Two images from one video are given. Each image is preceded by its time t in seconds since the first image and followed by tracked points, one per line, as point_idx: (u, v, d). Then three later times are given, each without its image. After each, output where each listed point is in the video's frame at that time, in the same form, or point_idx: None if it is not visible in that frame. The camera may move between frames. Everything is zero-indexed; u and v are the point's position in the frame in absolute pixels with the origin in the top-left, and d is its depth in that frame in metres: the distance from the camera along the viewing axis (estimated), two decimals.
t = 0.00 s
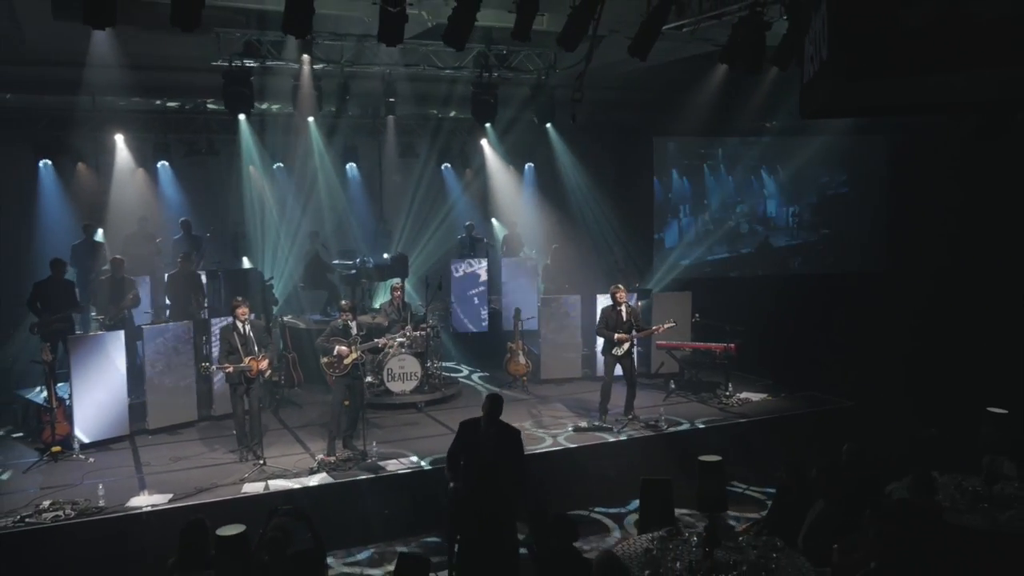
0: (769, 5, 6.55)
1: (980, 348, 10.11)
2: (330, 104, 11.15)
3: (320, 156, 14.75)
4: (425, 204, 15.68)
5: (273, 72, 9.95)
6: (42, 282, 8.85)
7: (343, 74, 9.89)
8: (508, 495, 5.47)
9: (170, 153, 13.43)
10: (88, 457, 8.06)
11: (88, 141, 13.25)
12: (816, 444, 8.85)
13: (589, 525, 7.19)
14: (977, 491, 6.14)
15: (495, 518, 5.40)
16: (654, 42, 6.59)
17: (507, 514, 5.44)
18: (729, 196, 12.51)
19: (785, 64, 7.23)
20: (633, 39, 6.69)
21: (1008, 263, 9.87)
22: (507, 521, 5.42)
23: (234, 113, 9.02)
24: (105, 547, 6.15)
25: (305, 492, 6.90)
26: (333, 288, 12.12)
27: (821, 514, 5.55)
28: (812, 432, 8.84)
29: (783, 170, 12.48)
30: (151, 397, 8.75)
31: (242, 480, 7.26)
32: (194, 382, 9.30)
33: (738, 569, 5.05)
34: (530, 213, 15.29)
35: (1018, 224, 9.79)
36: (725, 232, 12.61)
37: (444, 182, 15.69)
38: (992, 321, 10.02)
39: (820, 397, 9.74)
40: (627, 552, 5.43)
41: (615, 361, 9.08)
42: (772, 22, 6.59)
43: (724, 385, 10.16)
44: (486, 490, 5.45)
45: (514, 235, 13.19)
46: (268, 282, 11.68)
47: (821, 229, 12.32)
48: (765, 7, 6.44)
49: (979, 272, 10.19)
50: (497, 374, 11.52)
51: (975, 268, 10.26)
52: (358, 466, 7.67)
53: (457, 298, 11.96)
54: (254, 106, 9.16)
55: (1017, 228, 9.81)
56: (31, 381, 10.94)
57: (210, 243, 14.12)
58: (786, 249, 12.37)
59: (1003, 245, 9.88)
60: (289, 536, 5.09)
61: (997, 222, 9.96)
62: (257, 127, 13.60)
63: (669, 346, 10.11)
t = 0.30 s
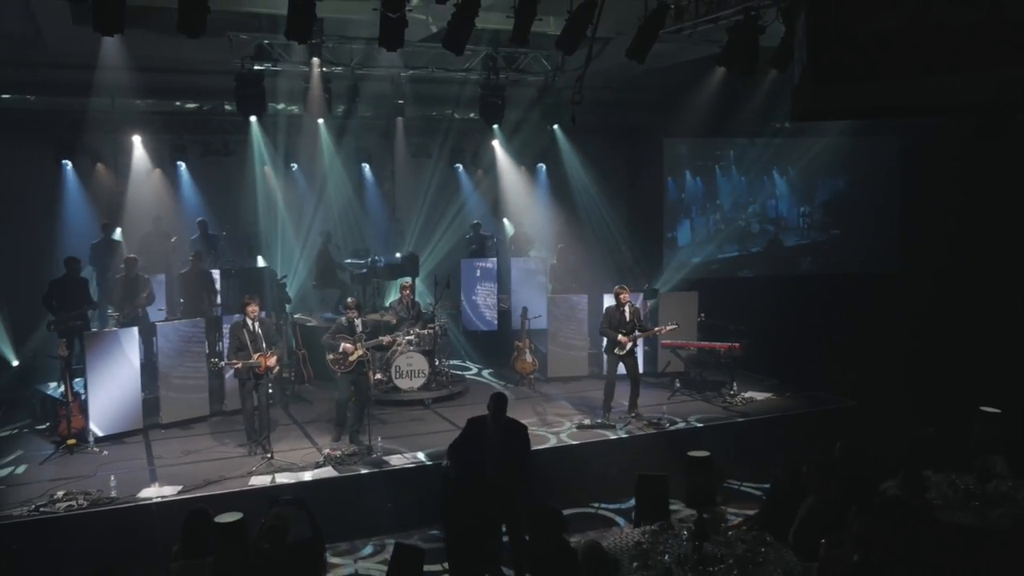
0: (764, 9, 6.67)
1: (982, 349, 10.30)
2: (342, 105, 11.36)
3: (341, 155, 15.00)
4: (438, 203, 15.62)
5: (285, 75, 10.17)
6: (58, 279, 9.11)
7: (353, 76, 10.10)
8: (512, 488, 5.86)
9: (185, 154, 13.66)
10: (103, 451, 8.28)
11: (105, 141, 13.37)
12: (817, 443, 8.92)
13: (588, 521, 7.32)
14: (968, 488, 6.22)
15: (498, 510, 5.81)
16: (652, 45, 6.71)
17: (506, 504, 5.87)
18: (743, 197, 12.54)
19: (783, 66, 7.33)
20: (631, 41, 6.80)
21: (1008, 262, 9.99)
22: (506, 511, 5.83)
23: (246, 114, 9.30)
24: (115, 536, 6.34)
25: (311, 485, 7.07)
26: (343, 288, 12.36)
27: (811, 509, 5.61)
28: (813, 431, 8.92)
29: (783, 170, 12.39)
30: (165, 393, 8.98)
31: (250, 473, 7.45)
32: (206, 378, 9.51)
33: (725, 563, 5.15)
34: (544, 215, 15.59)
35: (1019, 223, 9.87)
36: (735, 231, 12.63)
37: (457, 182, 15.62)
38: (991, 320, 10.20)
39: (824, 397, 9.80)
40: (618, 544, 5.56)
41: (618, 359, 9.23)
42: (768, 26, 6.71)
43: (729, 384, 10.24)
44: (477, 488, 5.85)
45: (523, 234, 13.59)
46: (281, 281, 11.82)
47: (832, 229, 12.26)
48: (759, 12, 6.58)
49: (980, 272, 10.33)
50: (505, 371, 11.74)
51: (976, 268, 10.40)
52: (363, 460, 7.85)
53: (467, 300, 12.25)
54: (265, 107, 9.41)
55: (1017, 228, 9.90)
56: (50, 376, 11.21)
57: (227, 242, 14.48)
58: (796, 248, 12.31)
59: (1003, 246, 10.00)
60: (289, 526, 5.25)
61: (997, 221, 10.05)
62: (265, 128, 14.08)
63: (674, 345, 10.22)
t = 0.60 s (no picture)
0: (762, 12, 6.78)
1: (984, 349, 10.07)
2: (354, 107, 11.54)
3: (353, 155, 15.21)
4: (449, 203, 15.87)
5: (297, 77, 10.36)
6: (78, 278, 9.37)
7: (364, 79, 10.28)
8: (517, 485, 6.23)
9: (204, 156, 13.94)
10: (119, 444, 8.52)
11: (125, 142, 13.72)
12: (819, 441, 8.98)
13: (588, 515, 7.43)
14: (962, 485, 6.32)
15: (505, 504, 6.30)
16: (652, 47, 6.82)
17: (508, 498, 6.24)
18: (756, 198, 12.88)
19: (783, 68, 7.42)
20: (631, 43, 6.92)
21: (1007, 263, 9.70)
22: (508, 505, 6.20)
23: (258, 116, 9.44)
24: (128, 525, 6.55)
25: (317, 478, 7.24)
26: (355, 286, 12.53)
27: (803, 505, 5.70)
28: (816, 430, 9.00)
29: (797, 171, 12.55)
30: (179, 389, 9.20)
31: (259, 466, 7.64)
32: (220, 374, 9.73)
33: (714, 555, 5.27)
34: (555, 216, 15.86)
35: (1018, 223, 9.57)
36: (748, 230, 13.00)
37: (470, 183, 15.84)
38: (991, 321, 9.96)
39: (828, 396, 9.85)
40: (612, 536, 5.70)
41: (622, 357, 9.35)
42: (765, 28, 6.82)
43: (735, 383, 10.32)
44: (477, 482, 5.70)
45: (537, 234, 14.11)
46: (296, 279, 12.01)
47: (844, 229, 12.29)
48: (756, 15, 6.69)
49: (980, 273, 10.11)
50: (514, 367, 11.91)
51: (976, 268, 10.18)
52: (370, 455, 8.02)
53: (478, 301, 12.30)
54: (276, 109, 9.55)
55: (1017, 229, 9.59)
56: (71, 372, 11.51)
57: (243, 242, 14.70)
58: (808, 248, 12.42)
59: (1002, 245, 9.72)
60: (291, 516, 5.42)
61: (997, 219, 9.80)
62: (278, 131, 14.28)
63: (681, 343, 10.33)
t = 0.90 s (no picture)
0: (761, 15, 6.90)
1: (982, 348, 10.00)
2: (368, 109, 11.78)
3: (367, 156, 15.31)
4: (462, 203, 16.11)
5: (313, 80, 10.60)
6: (102, 276, 9.67)
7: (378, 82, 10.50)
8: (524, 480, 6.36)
9: (224, 158, 14.24)
10: (137, 435, 8.80)
11: (148, 143, 14.07)
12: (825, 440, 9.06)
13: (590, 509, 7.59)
14: (958, 482, 6.38)
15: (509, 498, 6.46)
16: (652, 50, 6.97)
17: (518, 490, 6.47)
18: (774, 198, 12.98)
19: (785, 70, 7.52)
20: (632, 47, 7.07)
21: (1007, 263, 9.69)
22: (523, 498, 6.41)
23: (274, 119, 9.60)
24: (142, 513, 6.79)
25: (326, 469, 7.44)
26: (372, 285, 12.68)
27: (795, 499, 5.79)
28: (822, 428, 9.06)
29: (811, 172, 12.69)
30: (197, 383, 9.48)
31: (270, 458, 7.86)
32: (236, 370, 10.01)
33: (704, 547, 5.40)
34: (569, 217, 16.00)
35: (1018, 224, 9.56)
36: (765, 229, 13.14)
37: (484, 186, 16.09)
38: (990, 320, 9.92)
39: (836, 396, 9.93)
40: (608, 527, 5.84)
41: (629, 355, 9.52)
42: (764, 31, 6.94)
43: (743, 382, 10.43)
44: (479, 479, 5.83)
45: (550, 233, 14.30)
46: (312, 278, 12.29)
47: (859, 229, 12.27)
48: (755, 18, 6.81)
49: (980, 273, 10.11)
50: (525, 365, 12.05)
51: (976, 268, 10.19)
52: (378, 448, 8.23)
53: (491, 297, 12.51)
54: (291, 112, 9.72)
55: (1017, 228, 9.58)
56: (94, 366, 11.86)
57: (262, 241, 14.97)
58: (823, 247, 12.52)
59: (1002, 245, 9.71)
60: (295, 504, 5.62)
61: (999, 219, 9.79)
62: (293, 132, 14.25)
63: (689, 342, 10.48)
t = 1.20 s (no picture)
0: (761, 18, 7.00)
1: (982, 349, 10.02)
2: (380, 110, 11.98)
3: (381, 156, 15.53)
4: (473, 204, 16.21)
5: (327, 82, 10.81)
6: (122, 273, 9.91)
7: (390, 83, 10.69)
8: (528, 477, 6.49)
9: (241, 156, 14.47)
10: (154, 428, 9.04)
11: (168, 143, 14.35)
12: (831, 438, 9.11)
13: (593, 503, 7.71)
14: (954, 478, 6.44)
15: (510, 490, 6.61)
16: (654, 52, 7.09)
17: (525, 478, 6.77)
18: (789, 199, 13.16)
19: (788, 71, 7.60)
20: (635, 49, 7.20)
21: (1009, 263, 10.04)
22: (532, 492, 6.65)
23: (288, 119, 9.82)
24: (155, 502, 7.00)
25: (334, 461, 7.62)
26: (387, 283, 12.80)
27: (790, 494, 5.87)
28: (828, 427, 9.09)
29: (825, 172, 12.75)
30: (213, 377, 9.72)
31: (281, 450, 8.06)
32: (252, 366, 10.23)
33: (696, 539, 5.50)
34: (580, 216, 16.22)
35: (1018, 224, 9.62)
36: (778, 227, 13.33)
37: (496, 185, 16.21)
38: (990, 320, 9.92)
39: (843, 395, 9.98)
40: (603, 519, 5.98)
41: (636, 353, 9.67)
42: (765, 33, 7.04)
43: (751, 380, 10.51)
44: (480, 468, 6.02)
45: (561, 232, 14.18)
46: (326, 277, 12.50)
47: (874, 229, 11.95)
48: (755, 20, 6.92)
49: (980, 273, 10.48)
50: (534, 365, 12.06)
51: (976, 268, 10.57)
52: (387, 442, 8.41)
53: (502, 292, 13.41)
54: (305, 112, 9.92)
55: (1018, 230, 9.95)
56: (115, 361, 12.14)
57: (276, 239, 15.16)
58: (836, 246, 12.37)
59: (1003, 245, 9.76)
60: (298, 493, 5.79)
61: (1001, 219, 9.83)
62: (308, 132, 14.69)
63: (697, 340, 10.63)
